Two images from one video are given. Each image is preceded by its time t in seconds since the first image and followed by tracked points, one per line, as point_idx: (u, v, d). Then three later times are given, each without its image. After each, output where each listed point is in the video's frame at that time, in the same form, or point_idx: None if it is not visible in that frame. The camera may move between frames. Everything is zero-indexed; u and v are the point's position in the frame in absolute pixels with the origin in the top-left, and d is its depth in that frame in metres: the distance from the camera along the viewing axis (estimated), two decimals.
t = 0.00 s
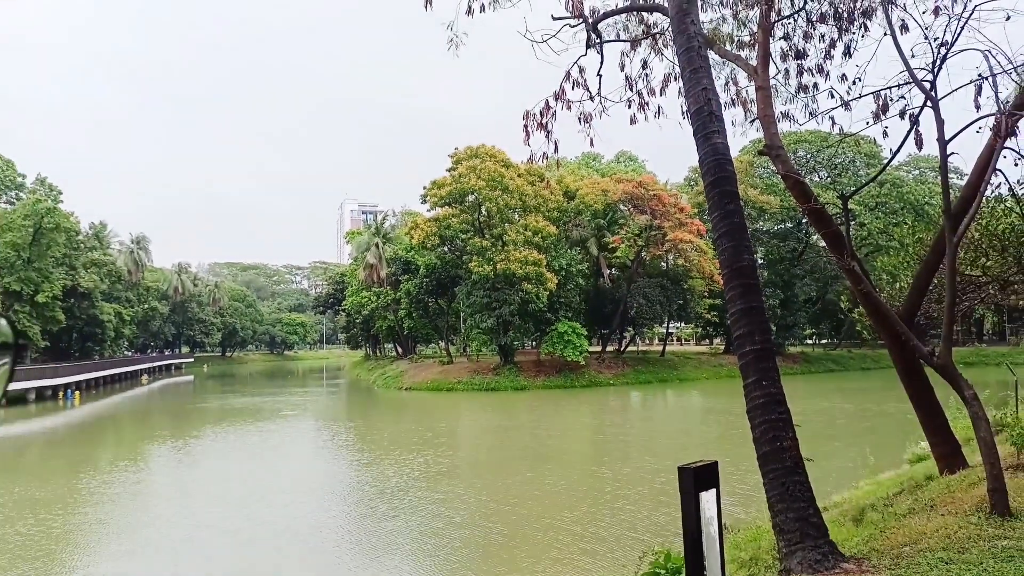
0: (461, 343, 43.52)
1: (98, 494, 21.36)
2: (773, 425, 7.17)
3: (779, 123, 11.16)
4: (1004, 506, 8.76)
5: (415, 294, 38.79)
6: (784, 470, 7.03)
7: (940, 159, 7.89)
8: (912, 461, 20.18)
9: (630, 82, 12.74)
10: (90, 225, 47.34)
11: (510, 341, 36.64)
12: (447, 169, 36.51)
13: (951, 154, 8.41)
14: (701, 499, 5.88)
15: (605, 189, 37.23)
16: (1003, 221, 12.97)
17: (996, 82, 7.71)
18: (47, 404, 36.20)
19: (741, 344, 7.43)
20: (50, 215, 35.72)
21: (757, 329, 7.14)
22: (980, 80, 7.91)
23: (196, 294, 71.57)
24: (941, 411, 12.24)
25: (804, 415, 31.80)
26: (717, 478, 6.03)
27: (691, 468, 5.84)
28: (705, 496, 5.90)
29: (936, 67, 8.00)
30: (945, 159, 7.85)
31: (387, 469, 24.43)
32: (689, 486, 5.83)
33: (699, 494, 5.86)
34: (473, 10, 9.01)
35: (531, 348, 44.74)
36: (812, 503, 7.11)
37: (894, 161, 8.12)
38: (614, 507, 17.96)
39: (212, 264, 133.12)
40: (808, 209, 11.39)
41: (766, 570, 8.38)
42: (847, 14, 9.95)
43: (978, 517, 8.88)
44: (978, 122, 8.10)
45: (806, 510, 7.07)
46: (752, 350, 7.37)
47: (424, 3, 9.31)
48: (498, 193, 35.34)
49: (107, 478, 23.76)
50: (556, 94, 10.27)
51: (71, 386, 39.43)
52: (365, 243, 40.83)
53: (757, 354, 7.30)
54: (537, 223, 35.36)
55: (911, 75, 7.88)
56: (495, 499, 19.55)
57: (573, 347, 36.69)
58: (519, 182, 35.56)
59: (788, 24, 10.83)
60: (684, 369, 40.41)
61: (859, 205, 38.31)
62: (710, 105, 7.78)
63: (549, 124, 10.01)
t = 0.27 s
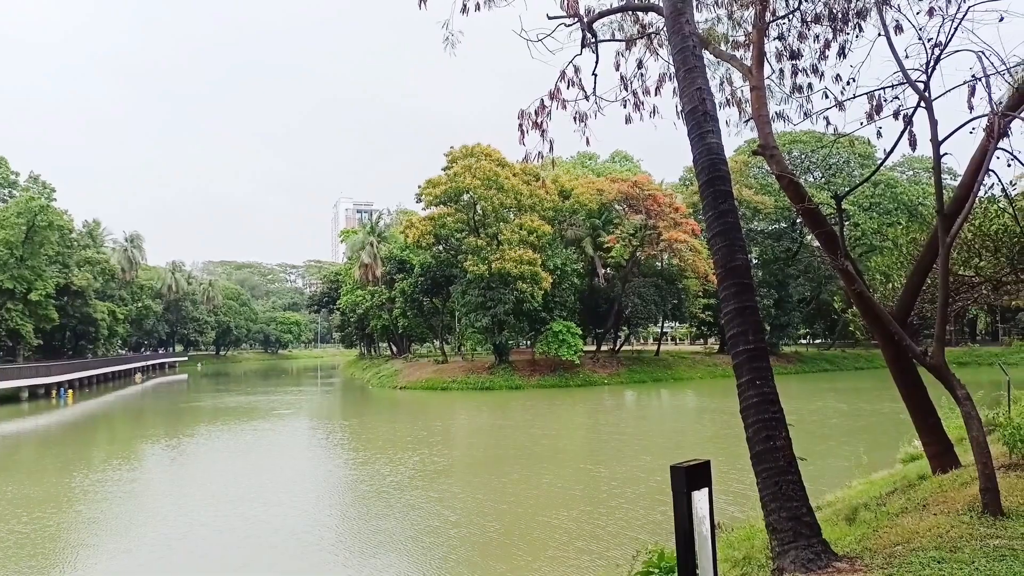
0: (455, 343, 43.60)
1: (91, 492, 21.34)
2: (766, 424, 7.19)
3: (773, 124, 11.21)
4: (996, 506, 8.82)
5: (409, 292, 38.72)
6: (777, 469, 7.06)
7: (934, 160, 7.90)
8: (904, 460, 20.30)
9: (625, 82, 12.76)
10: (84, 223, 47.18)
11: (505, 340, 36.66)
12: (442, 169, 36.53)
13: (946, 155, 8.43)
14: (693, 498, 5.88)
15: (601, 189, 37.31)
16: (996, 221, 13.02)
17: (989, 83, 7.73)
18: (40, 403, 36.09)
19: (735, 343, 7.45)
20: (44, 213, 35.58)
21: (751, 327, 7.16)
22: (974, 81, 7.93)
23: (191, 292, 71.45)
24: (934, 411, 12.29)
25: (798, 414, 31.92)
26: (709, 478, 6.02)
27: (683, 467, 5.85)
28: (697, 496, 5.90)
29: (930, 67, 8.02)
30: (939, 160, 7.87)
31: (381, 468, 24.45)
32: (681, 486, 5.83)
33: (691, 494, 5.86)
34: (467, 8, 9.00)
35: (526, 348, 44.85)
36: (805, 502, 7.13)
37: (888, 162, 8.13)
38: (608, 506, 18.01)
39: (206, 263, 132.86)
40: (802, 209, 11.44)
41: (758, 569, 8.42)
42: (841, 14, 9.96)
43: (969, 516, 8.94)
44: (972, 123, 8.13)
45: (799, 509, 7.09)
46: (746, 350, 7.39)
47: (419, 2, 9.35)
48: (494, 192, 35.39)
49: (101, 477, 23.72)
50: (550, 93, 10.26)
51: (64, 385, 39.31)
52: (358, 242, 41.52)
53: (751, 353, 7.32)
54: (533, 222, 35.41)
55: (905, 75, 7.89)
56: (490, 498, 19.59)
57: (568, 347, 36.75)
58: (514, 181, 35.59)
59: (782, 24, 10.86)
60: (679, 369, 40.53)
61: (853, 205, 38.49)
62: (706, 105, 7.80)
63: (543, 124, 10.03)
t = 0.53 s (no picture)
0: (454, 342, 43.66)
1: (89, 493, 21.35)
2: (763, 423, 7.20)
3: (769, 122, 11.22)
4: (994, 503, 8.83)
5: (408, 292, 38.65)
6: (774, 468, 7.08)
7: (931, 157, 7.91)
8: (901, 458, 20.34)
9: (622, 81, 12.79)
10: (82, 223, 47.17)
11: (503, 340, 36.67)
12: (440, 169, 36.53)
13: (942, 153, 8.44)
14: (691, 497, 5.89)
15: (599, 188, 37.35)
16: (993, 218, 13.02)
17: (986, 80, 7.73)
18: (38, 403, 36.05)
19: (733, 342, 7.46)
20: (41, 214, 35.58)
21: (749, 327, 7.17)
22: (971, 78, 7.93)
23: (189, 293, 71.41)
24: (932, 409, 12.31)
25: (796, 413, 31.97)
26: (706, 476, 6.03)
27: (680, 466, 5.85)
28: (694, 494, 5.91)
29: (926, 65, 8.03)
30: (936, 159, 7.88)
31: (380, 467, 24.46)
32: (679, 485, 5.84)
33: (689, 492, 5.87)
34: (464, 6, 8.99)
35: (524, 347, 44.90)
36: (803, 501, 7.15)
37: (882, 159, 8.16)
38: (606, 505, 18.01)
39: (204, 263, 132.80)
40: (800, 208, 11.47)
41: (756, 568, 8.43)
42: (838, 12, 9.97)
43: (968, 514, 8.95)
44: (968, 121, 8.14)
45: (797, 508, 7.11)
46: (744, 348, 7.40)
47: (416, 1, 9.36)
48: (491, 191, 35.40)
49: (99, 477, 23.70)
50: (547, 91, 10.28)
51: (62, 385, 39.27)
52: (354, 243, 42.13)
53: (749, 352, 7.32)
54: (531, 222, 35.44)
55: (902, 73, 7.90)
56: (488, 497, 19.59)
57: (566, 346, 36.77)
58: (512, 181, 35.59)
59: (779, 23, 10.88)
60: (678, 368, 40.59)
61: (851, 204, 38.56)
62: (703, 105, 7.79)
63: (540, 123, 10.05)
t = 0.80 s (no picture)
0: (457, 337, 43.69)
1: (92, 488, 21.41)
2: (766, 419, 7.19)
3: (772, 118, 11.16)
4: (998, 499, 8.81)
5: (410, 288, 38.65)
6: (777, 464, 7.07)
7: (934, 153, 7.88)
8: (904, 454, 20.29)
9: (624, 76, 12.75)
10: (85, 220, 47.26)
11: (506, 335, 36.66)
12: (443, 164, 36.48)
13: (946, 148, 8.40)
14: (694, 494, 5.86)
15: (601, 183, 37.29)
16: (997, 214, 12.97)
17: (990, 75, 7.69)
18: (42, 399, 36.18)
19: (736, 338, 7.43)
20: (44, 210, 35.67)
21: (752, 322, 7.13)
22: (975, 73, 7.90)
23: (191, 289, 71.51)
24: (935, 404, 12.29)
25: (799, 408, 31.93)
26: (710, 473, 6.00)
27: (684, 462, 5.84)
28: (697, 490, 5.88)
29: (930, 59, 8.00)
30: (940, 154, 7.85)
31: (382, 463, 24.49)
32: (681, 481, 5.81)
33: (692, 489, 5.84)
34: (466, 1, 8.95)
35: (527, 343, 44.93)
36: (806, 496, 7.15)
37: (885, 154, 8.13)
38: (608, 501, 18.01)
39: (207, 259, 132.99)
40: (803, 203, 11.43)
41: (758, 563, 8.43)
42: (841, 7, 9.92)
43: (971, 510, 8.93)
44: (972, 116, 8.10)
45: (800, 503, 7.11)
46: (746, 344, 7.37)
47: None
48: (494, 187, 35.34)
49: (103, 472, 23.78)
50: (549, 86, 10.24)
51: (66, 381, 39.39)
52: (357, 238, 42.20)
53: (752, 348, 7.29)
54: (533, 218, 35.39)
55: (905, 68, 7.87)
56: (490, 493, 19.61)
57: (569, 341, 36.76)
58: (514, 177, 35.53)
59: (782, 18, 10.83)
60: (680, 363, 40.58)
61: (854, 198, 38.44)
62: (706, 100, 7.75)
63: (543, 118, 10.02)
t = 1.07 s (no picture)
0: (461, 334, 43.72)
1: (98, 484, 21.46)
2: (772, 416, 7.13)
3: (779, 114, 11.10)
4: (1005, 497, 8.73)
5: (415, 286, 38.74)
6: (783, 462, 6.99)
7: (942, 149, 7.81)
8: (911, 452, 20.19)
9: (630, 72, 12.71)
10: (91, 217, 47.39)
11: (510, 332, 36.64)
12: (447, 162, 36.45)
13: (954, 145, 8.32)
14: (699, 490, 5.84)
15: (605, 181, 37.22)
16: (1005, 210, 12.88)
17: (998, 71, 7.63)
18: (48, 395, 36.32)
19: (741, 336, 7.38)
20: (50, 207, 35.77)
21: (758, 320, 7.09)
22: (982, 69, 7.82)
23: (197, 286, 71.64)
24: (942, 402, 12.22)
25: (804, 406, 31.84)
26: (716, 470, 5.96)
27: (689, 459, 5.80)
28: (703, 487, 5.84)
29: (938, 55, 7.93)
30: (948, 151, 7.77)
31: (387, 459, 24.49)
32: (687, 478, 5.77)
33: (698, 486, 5.81)
34: None
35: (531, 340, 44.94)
36: (812, 494, 7.09)
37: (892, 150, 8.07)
38: (613, 498, 17.99)
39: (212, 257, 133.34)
40: (809, 200, 11.37)
41: (764, 561, 8.38)
42: (848, 2, 9.85)
43: (978, 508, 8.86)
44: (980, 112, 8.02)
45: (806, 501, 7.05)
46: (752, 342, 7.32)
47: None
48: (498, 184, 35.29)
49: (109, 468, 23.87)
50: (554, 84, 10.20)
51: (72, 378, 39.52)
52: (361, 235, 42.10)
53: (757, 346, 7.24)
54: (537, 216, 35.34)
55: (912, 63, 7.81)
56: (495, 490, 19.59)
57: (573, 339, 36.72)
58: (519, 175, 35.48)
59: (789, 14, 10.76)
60: (685, 361, 40.58)
61: (860, 196, 38.32)
62: (711, 96, 7.70)
63: (548, 115, 9.98)
